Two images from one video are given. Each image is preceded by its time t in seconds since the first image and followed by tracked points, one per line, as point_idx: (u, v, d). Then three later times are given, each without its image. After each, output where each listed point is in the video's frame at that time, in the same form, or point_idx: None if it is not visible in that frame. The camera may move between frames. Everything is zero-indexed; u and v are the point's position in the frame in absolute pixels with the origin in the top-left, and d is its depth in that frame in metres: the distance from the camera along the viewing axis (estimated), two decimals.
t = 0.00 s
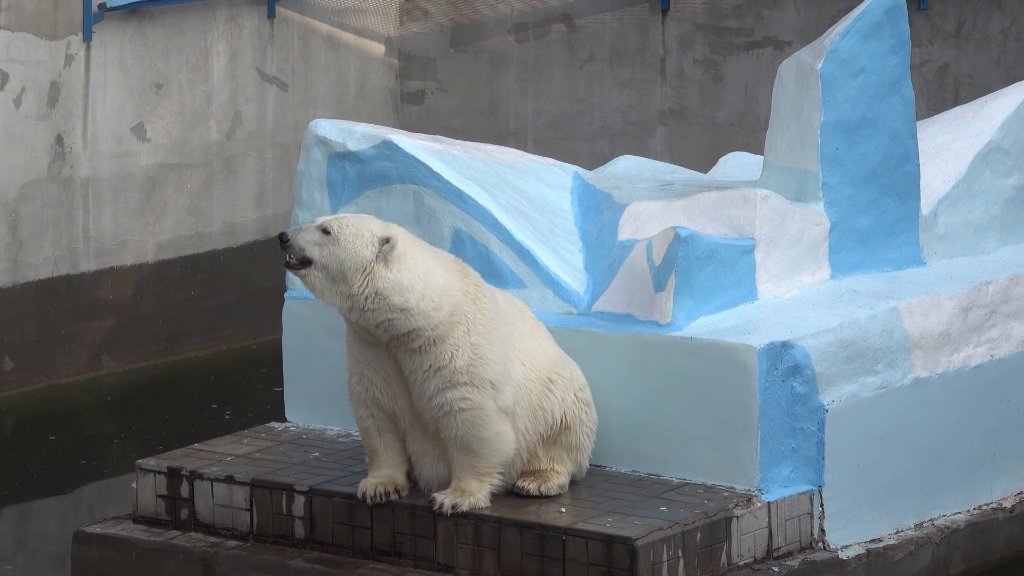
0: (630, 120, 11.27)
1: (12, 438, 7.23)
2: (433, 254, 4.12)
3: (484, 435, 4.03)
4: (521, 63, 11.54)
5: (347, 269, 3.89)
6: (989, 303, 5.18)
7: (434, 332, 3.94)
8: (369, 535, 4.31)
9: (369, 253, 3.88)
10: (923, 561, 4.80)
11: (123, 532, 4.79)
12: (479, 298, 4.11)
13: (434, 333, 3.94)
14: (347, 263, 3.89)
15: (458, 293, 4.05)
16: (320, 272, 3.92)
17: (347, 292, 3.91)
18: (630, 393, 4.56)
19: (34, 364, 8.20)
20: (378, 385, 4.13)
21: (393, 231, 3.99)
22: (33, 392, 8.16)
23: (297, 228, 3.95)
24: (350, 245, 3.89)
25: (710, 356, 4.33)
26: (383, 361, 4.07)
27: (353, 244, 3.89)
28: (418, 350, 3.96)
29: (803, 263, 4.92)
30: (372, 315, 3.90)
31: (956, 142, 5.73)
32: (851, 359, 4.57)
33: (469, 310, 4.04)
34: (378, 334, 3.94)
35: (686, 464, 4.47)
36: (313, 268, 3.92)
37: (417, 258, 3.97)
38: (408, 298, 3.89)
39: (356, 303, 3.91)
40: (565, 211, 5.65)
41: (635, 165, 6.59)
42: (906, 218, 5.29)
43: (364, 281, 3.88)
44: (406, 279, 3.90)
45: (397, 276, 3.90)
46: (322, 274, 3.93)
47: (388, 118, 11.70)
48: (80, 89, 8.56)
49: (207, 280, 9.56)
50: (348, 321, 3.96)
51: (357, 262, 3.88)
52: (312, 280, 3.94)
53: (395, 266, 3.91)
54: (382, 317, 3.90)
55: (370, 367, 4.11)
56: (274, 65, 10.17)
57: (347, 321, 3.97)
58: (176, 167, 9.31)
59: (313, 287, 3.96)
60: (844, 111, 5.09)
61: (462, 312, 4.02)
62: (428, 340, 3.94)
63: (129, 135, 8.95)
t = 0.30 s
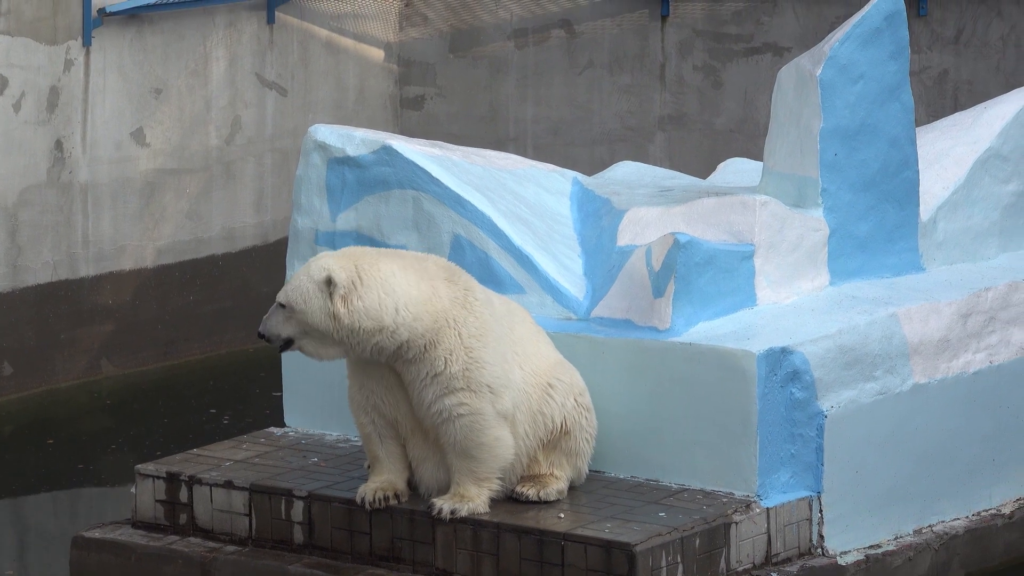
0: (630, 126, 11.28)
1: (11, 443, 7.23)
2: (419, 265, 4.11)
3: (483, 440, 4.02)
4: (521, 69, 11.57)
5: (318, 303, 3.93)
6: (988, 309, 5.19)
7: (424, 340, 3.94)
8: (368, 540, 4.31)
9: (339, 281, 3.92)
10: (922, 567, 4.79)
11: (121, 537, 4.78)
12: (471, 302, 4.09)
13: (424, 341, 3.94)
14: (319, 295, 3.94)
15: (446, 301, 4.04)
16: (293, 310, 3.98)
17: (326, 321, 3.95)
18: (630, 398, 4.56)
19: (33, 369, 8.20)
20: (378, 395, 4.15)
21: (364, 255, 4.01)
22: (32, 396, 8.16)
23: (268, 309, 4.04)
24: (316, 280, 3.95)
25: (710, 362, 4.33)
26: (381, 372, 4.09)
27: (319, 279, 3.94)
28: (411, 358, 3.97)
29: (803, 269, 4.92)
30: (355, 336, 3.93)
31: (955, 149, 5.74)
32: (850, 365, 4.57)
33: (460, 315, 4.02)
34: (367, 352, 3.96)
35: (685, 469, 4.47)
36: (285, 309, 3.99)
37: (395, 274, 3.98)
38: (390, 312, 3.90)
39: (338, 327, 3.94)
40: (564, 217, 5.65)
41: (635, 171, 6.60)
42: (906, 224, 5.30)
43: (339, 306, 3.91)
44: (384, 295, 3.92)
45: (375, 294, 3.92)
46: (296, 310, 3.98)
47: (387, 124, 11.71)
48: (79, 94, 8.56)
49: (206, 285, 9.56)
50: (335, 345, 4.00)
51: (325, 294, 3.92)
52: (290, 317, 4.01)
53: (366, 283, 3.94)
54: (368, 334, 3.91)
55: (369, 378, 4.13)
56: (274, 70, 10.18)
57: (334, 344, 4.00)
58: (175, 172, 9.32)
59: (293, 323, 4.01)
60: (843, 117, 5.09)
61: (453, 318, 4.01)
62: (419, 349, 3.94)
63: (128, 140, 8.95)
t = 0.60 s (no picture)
0: (633, 127, 11.28)
1: (14, 443, 7.23)
2: (412, 268, 4.14)
3: (480, 440, 4.02)
4: (524, 70, 11.57)
5: (298, 308, 4.00)
6: (991, 310, 5.18)
7: (413, 341, 3.96)
8: (371, 540, 4.31)
9: (322, 285, 3.98)
10: (925, 568, 4.79)
11: (125, 538, 4.78)
12: (465, 303, 4.10)
13: (412, 343, 3.96)
14: (304, 300, 4.00)
15: (437, 302, 4.06)
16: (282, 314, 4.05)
17: (314, 324, 4.01)
18: (633, 399, 4.56)
19: (37, 369, 8.21)
20: (378, 398, 4.18)
21: (349, 259, 4.06)
22: (35, 396, 8.16)
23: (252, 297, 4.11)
24: (300, 284, 4.02)
25: (713, 363, 4.33)
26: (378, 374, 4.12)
27: (303, 282, 4.01)
28: (403, 359, 3.99)
29: (806, 270, 4.92)
30: (343, 337, 3.98)
31: (958, 150, 5.73)
32: (854, 366, 4.57)
33: (451, 316, 4.03)
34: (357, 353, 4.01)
35: (689, 470, 4.47)
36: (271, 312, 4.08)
37: (382, 277, 4.01)
38: (375, 314, 3.93)
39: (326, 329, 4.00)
40: (567, 218, 5.65)
41: (638, 172, 6.60)
42: (909, 226, 5.29)
43: (325, 309, 3.97)
44: (369, 297, 3.95)
45: (361, 296, 3.96)
46: (283, 312, 4.06)
47: (391, 124, 11.74)
48: (82, 95, 8.56)
49: (210, 286, 9.56)
50: (327, 348, 4.05)
51: (309, 298, 3.99)
52: (282, 322, 4.08)
53: (349, 283, 3.99)
54: (356, 336, 3.96)
55: (369, 380, 4.16)
56: (277, 71, 10.18)
57: (327, 346, 4.06)
58: (179, 173, 9.32)
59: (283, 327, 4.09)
60: (847, 118, 5.09)
61: (444, 319, 4.02)
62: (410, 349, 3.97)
63: (132, 141, 8.95)
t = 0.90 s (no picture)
0: (642, 121, 11.26)
1: (24, 437, 7.25)
2: (425, 257, 4.16)
3: (485, 432, 4.03)
4: (533, 64, 11.57)
5: (312, 274, 3.99)
6: (1000, 304, 5.17)
7: (420, 331, 3.97)
8: (380, 534, 4.32)
9: (338, 260, 3.97)
10: (934, 562, 4.79)
11: (134, 532, 4.80)
12: (473, 296, 4.11)
13: (419, 332, 3.97)
14: (319, 273, 3.98)
15: (447, 293, 4.07)
16: (294, 285, 4.03)
17: (326, 299, 4.00)
18: (641, 393, 4.57)
19: (46, 363, 8.23)
20: (382, 389, 4.18)
21: (365, 237, 4.05)
22: (44, 390, 8.17)
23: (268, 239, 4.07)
24: (316, 255, 3.99)
25: (722, 357, 4.33)
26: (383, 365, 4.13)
27: (319, 254, 3.99)
28: (408, 349, 4.00)
29: (815, 264, 4.92)
30: (352, 318, 3.98)
31: (967, 144, 5.73)
32: (863, 360, 4.57)
33: (459, 308, 4.05)
34: (365, 337, 4.00)
35: (697, 464, 4.47)
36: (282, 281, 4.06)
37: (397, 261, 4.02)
38: (385, 298, 3.94)
39: (338, 307, 3.99)
40: (575, 211, 5.65)
41: (647, 166, 6.59)
42: (918, 219, 5.29)
43: (339, 285, 3.96)
44: (381, 280, 3.95)
45: (374, 277, 3.96)
46: (294, 284, 4.04)
47: (400, 118, 11.77)
48: (91, 89, 8.58)
49: (218, 280, 9.57)
50: (337, 327, 4.05)
51: (323, 270, 3.97)
52: (293, 294, 4.06)
53: (364, 260, 3.98)
54: (367, 318, 3.96)
55: (374, 371, 4.17)
56: (286, 65, 10.19)
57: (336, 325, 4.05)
58: (188, 167, 9.33)
59: (294, 300, 4.07)
60: (856, 112, 5.09)
61: (452, 310, 4.03)
62: (416, 338, 3.97)
63: (140, 135, 8.97)
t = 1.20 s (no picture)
0: (648, 118, 11.25)
1: (30, 435, 7.27)
2: (443, 250, 4.20)
3: (494, 428, 4.05)
4: (539, 61, 11.57)
5: (340, 255, 3.98)
6: (1006, 301, 5.17)
7: (434, 324, 4.00)
8: (386, 531, 4.33)
9: (362, 247, 3.98)
10: (940, 559, 4.79)
11: (140, 529, 4.81)
12: (485, 292, 4.15)
13: (435, 324, 4.00)
14: (343, 259, 3.98)
15: (463, 287, 4.11)
16: (318, 268, 4.02)
17: (348, 285, 4.00)
18: (647, 390, 4.57)
19: (52, 361, 8.24)
20: (390, 382, 4.19)
21: (393, 225, 4.07)
22: (50, 387, 8.18)
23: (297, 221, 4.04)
24: (341, 241, 3.99)
25: (728, 354, 4.34)
26: (391, 358, 4.14)
27: (344, 239, 3.99)
28: (421, 342, 4.02)
29: (821, 261, 4.92)
30: (370, 306, 3.99)
31: (973, 141, 5.72)
32: (868, 357, 4.57)
33: (474, 304, 4.09)
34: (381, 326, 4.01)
35: (703, 461, 4.48)
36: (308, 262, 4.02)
37: (418, 253, 4.04)
38: (404, 288, 3.96)
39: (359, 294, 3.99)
40: (581, 209, 5.65)
41: (652, 163, 6.59)
42: (924, 217, 5.29)
43: (362, 271, 3.97)
44: (403, 270, 3.98)
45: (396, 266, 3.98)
46: (316, 268, 4.03)
47: (405, 115, 11.76)
48: (97, 86, 8.59)
49: (224, 277, 9.58)
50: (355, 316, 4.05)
51: (349, 255, 3.97)
52: (315, 279, 4.05)
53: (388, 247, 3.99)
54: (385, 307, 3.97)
55: (383, 365, 4.18)
56: (292, 62, 10.19)
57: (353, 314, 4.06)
58: (193, 164, 9.35)
59: (315, 284, 4.06)
60: (861, 109, 5.09)
61: (466, 305, 4.07)
62: (428, 331, 4.00)
63: (146, 132, 8.98)
